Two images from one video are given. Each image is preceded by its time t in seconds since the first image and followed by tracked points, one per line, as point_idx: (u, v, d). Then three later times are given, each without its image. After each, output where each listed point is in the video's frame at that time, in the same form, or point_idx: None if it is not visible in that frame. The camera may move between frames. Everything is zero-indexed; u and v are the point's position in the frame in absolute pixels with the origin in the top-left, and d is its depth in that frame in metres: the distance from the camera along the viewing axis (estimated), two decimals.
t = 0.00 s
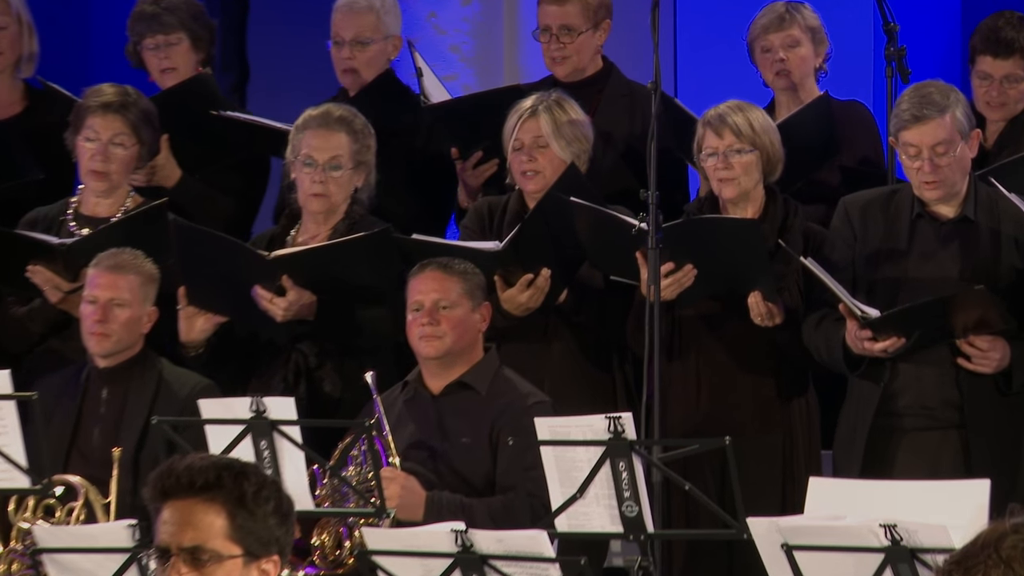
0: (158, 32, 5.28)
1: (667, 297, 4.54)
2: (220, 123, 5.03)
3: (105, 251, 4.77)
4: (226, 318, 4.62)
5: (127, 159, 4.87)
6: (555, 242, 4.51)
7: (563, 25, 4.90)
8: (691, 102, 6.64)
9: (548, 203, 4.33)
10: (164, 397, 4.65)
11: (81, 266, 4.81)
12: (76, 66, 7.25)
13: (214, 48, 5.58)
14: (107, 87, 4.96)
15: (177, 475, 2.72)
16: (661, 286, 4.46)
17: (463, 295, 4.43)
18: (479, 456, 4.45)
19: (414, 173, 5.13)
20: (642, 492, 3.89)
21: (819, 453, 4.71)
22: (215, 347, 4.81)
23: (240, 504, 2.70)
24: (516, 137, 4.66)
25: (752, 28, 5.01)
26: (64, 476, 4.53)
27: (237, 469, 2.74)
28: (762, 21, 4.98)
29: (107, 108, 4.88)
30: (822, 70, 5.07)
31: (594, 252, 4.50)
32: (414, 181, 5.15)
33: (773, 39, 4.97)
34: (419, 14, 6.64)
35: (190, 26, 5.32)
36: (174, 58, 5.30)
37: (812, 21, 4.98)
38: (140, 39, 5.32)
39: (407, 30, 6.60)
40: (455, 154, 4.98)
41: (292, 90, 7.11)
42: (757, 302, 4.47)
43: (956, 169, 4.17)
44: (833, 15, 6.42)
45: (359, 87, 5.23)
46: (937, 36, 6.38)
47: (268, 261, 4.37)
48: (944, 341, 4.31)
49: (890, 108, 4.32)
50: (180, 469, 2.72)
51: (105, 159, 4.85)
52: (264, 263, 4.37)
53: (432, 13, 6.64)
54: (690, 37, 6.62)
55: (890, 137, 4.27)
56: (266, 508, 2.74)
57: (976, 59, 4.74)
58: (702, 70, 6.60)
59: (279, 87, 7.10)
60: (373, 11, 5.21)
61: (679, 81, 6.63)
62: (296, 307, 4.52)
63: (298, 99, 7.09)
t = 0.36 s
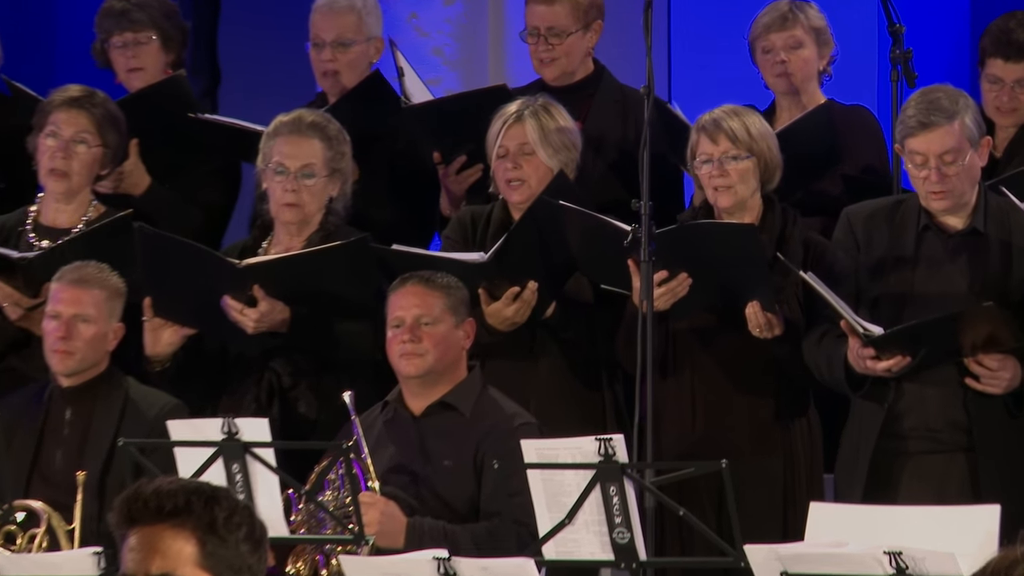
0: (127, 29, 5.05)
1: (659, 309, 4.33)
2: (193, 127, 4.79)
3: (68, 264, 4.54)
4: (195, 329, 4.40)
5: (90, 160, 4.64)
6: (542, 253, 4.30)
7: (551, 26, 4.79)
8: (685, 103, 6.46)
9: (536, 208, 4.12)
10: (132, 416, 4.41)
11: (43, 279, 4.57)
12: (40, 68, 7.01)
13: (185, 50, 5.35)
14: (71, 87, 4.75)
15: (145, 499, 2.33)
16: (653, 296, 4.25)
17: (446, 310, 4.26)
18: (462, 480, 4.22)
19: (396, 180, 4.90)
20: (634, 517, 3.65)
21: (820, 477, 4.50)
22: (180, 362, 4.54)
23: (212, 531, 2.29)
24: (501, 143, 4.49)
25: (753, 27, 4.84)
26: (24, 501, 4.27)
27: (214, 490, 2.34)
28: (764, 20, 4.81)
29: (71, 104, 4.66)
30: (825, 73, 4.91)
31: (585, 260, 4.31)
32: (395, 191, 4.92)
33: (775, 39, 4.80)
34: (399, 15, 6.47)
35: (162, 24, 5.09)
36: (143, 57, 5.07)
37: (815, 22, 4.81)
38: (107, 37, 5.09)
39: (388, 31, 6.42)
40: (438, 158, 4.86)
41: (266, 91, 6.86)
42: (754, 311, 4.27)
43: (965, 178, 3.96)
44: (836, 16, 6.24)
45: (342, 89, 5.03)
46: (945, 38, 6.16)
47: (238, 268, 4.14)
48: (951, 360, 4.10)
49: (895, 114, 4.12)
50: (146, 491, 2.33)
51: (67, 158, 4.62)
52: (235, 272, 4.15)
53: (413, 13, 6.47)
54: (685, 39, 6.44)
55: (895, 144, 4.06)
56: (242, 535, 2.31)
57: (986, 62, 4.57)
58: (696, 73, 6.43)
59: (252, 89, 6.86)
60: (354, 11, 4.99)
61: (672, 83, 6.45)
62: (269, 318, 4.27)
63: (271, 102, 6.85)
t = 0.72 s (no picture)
0: (90, 17, 4.81)
1: (649, 317, 4.10)
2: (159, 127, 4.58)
3: (24, 275, 4.28)
4: (156, 342, 4.19)
5: (45, 163, 4.39)
6: (527, 263, 4.07)
7: (534, 24, 4.63)
8: (675, 103, 6.27)
9: (521, 214, 3.87)
10: (91, 435, 4.14)
11: None
12: None
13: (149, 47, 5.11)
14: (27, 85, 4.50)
15: (106, 525, 1.94)
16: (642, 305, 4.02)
17: (424, 325, 4.04)
18: (442, 503, 3.98)
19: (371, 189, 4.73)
20: (624, 543, 3.41)
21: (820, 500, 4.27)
22: (142, 378, 4.30)
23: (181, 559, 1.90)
24: (484, 148, 4.26)
25: (759, 23, 4.70)
26: None
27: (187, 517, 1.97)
28: (769, 16, 4.67)
29: (25, 102, 4.41)
30: (832, 77, 4.73)
31: (572, 269, 4.09)
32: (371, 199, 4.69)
33: (779, 37, 4.64)
34: (375, 12, 6.26)
35: (126, 19, 4.85)
36: (103, 49, 4.83)
37: (822, 21, 4.65)
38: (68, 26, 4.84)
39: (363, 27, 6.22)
40: (415, 163, 4.61)
41: (234, 90, 6.56)
42: (748, 320, 4.04)
43: (972, 185, 3.72)
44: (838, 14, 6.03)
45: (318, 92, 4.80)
46: (951, 42, 5.94)
47: (203, 279, 3.89)
48: (958, 377, 3.88)
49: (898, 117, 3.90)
50: (108, 514, 1.95)
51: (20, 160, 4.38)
52: (199, 284, 3.90)
53: (390, 11, 6.25)
54: (678, 36, 6.25)
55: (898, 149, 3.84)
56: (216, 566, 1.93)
57: (993, 60, 4.45)
58: (687, 72, 6.24)
59: (218, 88, 6.56)
60: (328, 10, 4.75)
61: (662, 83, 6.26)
62: (236, 328, 4.06)
63: (238, 105, 6.55)
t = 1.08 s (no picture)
0: (40, 18, 4.60)
1: (632, 340, 3.91)
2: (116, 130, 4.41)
3: None
4: (111, 364, 4.00)
5: None
6: (504, 274, 3.88)
7: (511, 20, 4.49)
8: (661, 104, 6.13)
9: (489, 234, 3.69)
10: (45, 457, 3.92)
11: None
12: None
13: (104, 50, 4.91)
14: None
15: (63, 548, 2.03)
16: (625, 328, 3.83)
17: (396, 339, 3.89)
18: (415, 526, 3.78)
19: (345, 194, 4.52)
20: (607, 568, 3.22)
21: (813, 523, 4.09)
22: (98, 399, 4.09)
23: None
24: (460, 154, 4.09)
25: (758, 20, 4.54)
26: None
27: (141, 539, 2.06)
28: (769, 14, 4.53)
29: None
30: (832, 80, 4.58)
31: (545, 289, 3.88)
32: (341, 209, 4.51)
33: (779, 35, 4.49)
34: (346, 12, 6.05)
35: (79, 19, 4.65)
36: (54, 51, 4.63)
37: (824, 22, 4.50)
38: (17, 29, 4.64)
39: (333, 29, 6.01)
40: (383, 170, 4.40)
41: (195, 92, 6.15)
42: (735, 342, 3.85)
43: (972, 191, 3.56)
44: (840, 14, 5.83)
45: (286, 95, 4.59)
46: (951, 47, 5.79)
47: (158, 301, 3.70)
48: (956, 390, 3.71)
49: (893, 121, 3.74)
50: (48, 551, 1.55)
51: None
52: (155, 305, 3.72)
53: (361, 10, 6.05)
54: (670, 33, 6.10)
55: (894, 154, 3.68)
56: None
57: (991, 60, 4.36)
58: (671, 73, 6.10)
59: (179, 89, 6.15)
60: (295, 9, 4.57)
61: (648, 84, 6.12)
62: (194, 352, 3.86)
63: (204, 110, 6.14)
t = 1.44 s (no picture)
0: None
1: (607, 347, 3.68)
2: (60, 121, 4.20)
3: None
4: (53, 376, 3.78)
5: None
6: (471, 280, 3.67)
7: (482, 10, 4.30)
8: (638, 101, 5.92)
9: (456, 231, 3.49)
10: None
11: None
12: None
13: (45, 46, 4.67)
14: None
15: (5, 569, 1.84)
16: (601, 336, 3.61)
17: (357, 350, 3.69)
18: (378, 547, 3.55)
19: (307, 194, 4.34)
20: None
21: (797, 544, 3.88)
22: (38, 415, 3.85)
23: None
24: (421, 154, 3.88)
25: (749, 14, 4.33)
26: None
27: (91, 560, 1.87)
28: (762, 8, 4.31)
29: None
30: (825, 78, 4.38)
31: (514, 292, 3.67)
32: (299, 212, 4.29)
33: (771, 31, 4.28)
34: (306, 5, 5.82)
35: (20, 14, 4.42)
36: None
37: (819, 19, 4.31)
38: None
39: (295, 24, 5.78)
40: (342, 173, 4.26)
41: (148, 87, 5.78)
42: (715, 350, 3.65)
43: (968, 194, 3.41)
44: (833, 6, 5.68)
45: (243, 92, 4.38)
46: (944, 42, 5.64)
47: (102, 310, 3.47)
48: (949, 401, 3.51)
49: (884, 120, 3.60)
50: None
51: None
52: (99, 315, 3.49)
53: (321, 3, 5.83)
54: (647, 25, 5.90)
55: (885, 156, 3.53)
56: None
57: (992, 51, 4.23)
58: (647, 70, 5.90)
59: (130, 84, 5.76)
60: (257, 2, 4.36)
61: (624, 77, 5.90)
62: (142, 363, 3.65)
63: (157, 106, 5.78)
